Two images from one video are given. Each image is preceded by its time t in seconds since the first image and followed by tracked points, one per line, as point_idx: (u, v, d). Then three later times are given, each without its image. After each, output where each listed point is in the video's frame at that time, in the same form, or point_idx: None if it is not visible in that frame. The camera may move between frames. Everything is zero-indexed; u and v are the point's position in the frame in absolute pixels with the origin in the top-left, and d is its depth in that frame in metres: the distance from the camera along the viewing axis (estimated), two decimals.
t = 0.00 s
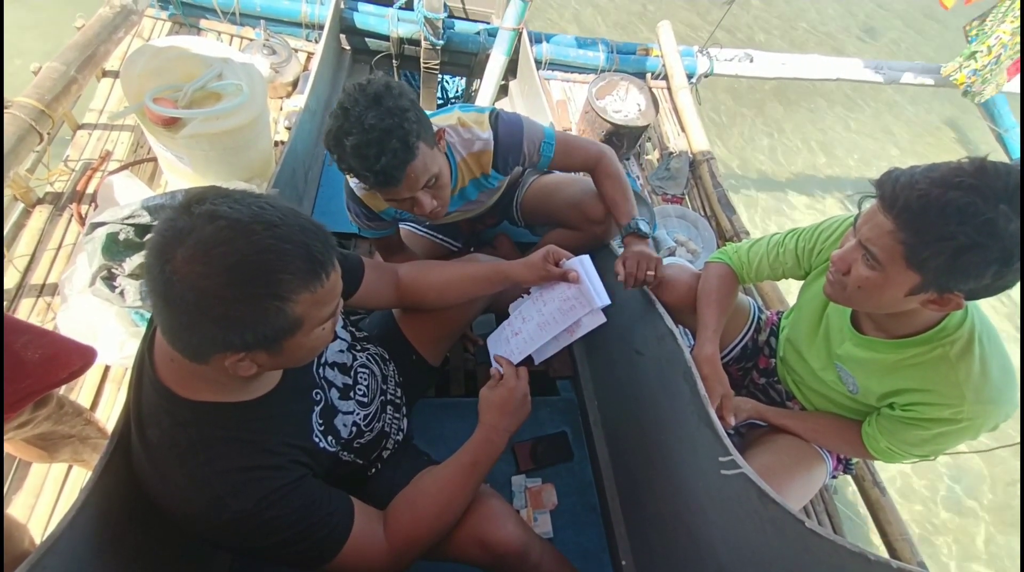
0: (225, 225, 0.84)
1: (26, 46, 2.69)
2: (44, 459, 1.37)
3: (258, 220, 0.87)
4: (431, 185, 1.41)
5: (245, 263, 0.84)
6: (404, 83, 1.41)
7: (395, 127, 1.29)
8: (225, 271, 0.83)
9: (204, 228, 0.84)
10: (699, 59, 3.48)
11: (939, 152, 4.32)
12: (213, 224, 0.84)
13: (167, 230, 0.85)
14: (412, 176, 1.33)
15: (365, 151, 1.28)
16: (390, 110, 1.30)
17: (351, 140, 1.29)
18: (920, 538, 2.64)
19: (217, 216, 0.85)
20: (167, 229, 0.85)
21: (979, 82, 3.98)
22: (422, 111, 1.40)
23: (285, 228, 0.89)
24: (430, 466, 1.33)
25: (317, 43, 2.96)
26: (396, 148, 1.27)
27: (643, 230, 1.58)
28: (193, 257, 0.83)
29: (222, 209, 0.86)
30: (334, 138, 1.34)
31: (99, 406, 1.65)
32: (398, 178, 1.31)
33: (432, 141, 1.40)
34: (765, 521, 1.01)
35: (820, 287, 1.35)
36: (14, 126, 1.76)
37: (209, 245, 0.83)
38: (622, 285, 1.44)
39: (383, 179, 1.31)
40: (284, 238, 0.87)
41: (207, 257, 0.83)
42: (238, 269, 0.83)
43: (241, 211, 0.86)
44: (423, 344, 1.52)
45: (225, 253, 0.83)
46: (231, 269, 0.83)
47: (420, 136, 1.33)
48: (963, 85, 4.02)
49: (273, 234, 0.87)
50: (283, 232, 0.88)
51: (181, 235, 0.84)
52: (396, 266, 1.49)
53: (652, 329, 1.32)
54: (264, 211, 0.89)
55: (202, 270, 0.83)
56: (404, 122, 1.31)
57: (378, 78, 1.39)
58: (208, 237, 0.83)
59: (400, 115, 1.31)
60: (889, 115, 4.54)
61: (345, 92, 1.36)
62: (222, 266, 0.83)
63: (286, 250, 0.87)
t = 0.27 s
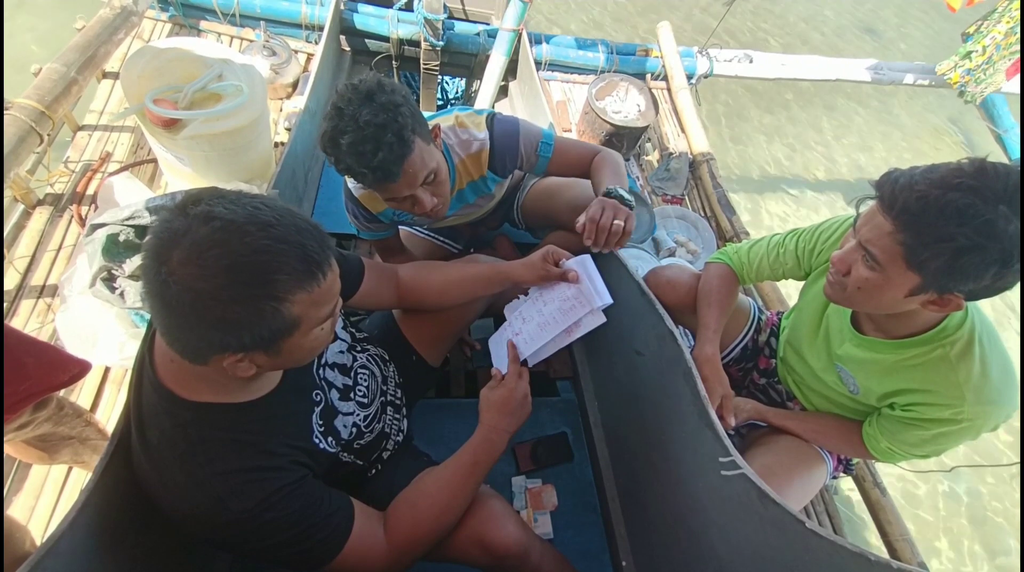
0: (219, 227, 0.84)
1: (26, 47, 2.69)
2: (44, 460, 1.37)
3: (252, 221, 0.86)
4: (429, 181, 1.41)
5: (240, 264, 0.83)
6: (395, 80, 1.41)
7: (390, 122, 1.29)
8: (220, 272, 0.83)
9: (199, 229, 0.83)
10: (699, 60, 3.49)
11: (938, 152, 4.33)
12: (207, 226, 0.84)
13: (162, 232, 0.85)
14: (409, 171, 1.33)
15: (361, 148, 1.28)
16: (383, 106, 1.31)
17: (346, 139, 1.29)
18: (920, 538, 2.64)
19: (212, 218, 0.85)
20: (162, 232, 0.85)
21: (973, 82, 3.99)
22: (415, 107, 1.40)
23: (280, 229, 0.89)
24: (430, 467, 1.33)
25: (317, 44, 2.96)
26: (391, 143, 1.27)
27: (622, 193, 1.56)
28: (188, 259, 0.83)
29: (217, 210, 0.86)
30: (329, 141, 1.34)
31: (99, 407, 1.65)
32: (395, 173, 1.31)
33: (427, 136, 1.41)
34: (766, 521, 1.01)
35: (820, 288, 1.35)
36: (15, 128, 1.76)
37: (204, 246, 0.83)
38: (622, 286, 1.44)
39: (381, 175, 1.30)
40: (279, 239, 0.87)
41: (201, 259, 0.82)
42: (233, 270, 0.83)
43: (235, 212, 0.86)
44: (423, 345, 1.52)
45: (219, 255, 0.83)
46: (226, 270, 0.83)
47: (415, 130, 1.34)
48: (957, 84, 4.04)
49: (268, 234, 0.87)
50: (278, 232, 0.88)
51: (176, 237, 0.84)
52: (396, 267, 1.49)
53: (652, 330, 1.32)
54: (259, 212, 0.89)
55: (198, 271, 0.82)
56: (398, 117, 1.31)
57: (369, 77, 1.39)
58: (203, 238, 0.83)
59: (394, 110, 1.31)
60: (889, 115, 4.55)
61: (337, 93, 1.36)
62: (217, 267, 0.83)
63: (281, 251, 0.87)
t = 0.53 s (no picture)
0: (216, 226, 0.84)
1: (26, 47, 2.69)
2: (44, 460, 1.37)
3: (249, 220, 0.86)
4: (426, 184, 1.41)
5: (236, 263, 0.83)
6: (391, 82, 1.40)
7: (384, 127, 1.28)
8: (217, 271, 0.83)
9: (195, 228, 0.83)
10: (698, 60, 3.49)
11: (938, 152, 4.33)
12: (204, 225, 0.84)
13: (160, 232, 0.85)
14: (405, 174, 1.33)
15: (356, 152, 1.28)
16: (378, 110, 1.30)
17: (342, 143, 1.30)
18: (920, 537, 2.65)
19: (208, 217, 0.85)
20: (160, 232, 0.85)
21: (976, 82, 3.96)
22: (411, 109, 1.40)
23: (277, 227, 0.88)
24: (430, 467, 1.33)
25: (317, 44, 2.96)
26: (386, 147, 1.27)
27: (546, 229, 1.41)
28: (184, 259, 0.82)
29: (213, 210, 0.86)
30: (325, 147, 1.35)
31: (99, 407, 1.65)
32: (391, 177, 1.31)
33: (424, 138, 1.40)
34: (766, 521, 1.01)
35: (820, 287, 1.35)
36: (14, 128, 1.76)
37: (200, 245, 0.82)
38: (623, 286, 1.44)
39: (377, 180, 1.31)
40: (276, 237, 0.87)
41: (198, 258, 0.82)
42: (229, 269, 0.83)
43: (231, 211, 0.86)
44: (423, 345, 1.52)
45: (216, 254, 0.82)
46: (223, 270, 0.83)
47: (410, 133, 1.33)
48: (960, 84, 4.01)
49: (265, 233, 0.86)
50: (275, 231, 0.87)
51: (173, 237, 0.84)
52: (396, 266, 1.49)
53: (652, 330, 1.32)
54: (256, 211, 0.88)
55: (194, 271, 0.82)
56: (393, 121, 1.30)
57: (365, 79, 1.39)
58: (200, 238, 0.83)
59: (389, 114, 1.30)
60: (888, 115, 4.54)
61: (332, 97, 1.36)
62: (214, 267, 0.82)
63: (278, 249, 0.86)
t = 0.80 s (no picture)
0: (216, 226, 0.84)
1: (25, 46, 2.69)
2: (44, 460, 1.37)
3: (249, 220, 0.86)
4: (419, 192, 1.40)
5: (236, 263, 0.83)
6: (386, 89, 1.38)
7: (373, 139, 1.27)
8: (217, 272, 0.83)
9: (196, 228, 0.83)
10: (699, 59, 3.49)
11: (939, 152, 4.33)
12: (204, 225, 0.84)
13: (160, 231, 0.85)
14: (397, 185, 1.32)
15: (348, 163, 1.28)
16: (368, 121, 1.28)
17: (334, 154, 1.29)
18: (920, 537, 2.65)
19: (209, 217, 0.84)
20: (160, 232, 0.85)
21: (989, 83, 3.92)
22: (402, 114, 1.37)
23: (278, 228, 0.88)
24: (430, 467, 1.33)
25: (317, 43, 2.96)
26: (377, 159, 1.26)
27: (501, 252, 1.42)
28: (184, 259, 0.82)
29: (214, 210, 0.86)
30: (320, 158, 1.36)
31: (99, 407, 1.65)
32: (383, 187, 1.31)
33: (418, 146, 1.38)
34: (766, 521, 1.01)
35: (820, 288, 1.35)
36: (14, 128, 1.76)
37: (201, 245, 0.82)
38: (624, 286, 1.44)
39: (368, 192, 1.32)
40: (276, 238, 0.87)
41: (198, 258, 0.82)
42: (229, 269, 0.83)
43: (231, 211, 0.86)
44: (423, 345, 1.53)
45: (216, 254, 0.82)
46: (223, 270, 0.83)
47: (402, 142, 1.31)
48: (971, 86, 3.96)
49: (265, 233, 0.86)
50: (275, 231, 0.87)
51: (173, 237, 0.84)
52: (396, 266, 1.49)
53: (652, 330, 1.32)
54: (256, 211, 0.88)
55: (195, 271, 0.82)
56: (384, 131, 1.28)
57: (358, 86, 1.37)
58: (200, 238, 0.83)
59: (381, 124, 1.29)
60: (889, 114, 4.54)
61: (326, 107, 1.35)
62: (214, 267, 0.82)
63: (279, 250, 0.86)
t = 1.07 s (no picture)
0: (216, 226, 0.83)
1: (25, 46, 2.69)
2: (44, 460, 1.37)
3: (249, 221, 0.86)
4: (415, 198, 1.39)
5: (236, 264, 0.83)
6: (376, 99, 1.38)
7: (363, 149, 1.27)
8: (216, 272, 0.82)
9: (195, 229, 0.83)
10: (698, 59, 3.49)
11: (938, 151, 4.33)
12: (204, 225, 0.83)
13: (160, 232, 0.85)
14: (390, 193, 1.31)
15: (341, 174, 1.29)
16: (358, 131, 1.28)
17: (326, 165, 1.30)
18: (920, 536, 2.65)
19: (208, 217, 0.84)
20: (160, 232, 0.85)
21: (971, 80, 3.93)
22: (393, 121, 1.37)
23: (277, 228, 0.88)
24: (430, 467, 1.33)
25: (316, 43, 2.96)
26: (367, 168, 1.26)
27: (510, 244, 1.42)
28: (184, 260, 0.82)
29: (213, 210, 0.86)
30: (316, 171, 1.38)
31: (99, 407, 1.65)
32: (376, 197, 1.31)
33: (411, 152, 1.36)
34: (766, 520, 1.01)
35: (820, 287, 1.35)
36: (13, 128, 1.76)
37: (200, 246, 0.82)
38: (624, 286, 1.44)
39: (362, 202, 1.32)
40: (276, 238, 0.87)
41: (198, 259, 0.82)
42: (229, 270, 0.83)
43: (231, 212, 0.85)
44: (423, 345, 1.53)
45: (215, 255, 0.82)
46: (222, 271, 0.83)
47: (393, 150, 1.30)
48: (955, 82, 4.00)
49: (265, 234, 0.86)
50: (275, 232, 0.87)
51: (173, 237, 0.84)
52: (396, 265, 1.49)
53: (652, 329, 1.32)
54: (256, 211, 0.88)
55: (194, 271, 0.82)
56: (374, 141, 1.28)
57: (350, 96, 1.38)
58: (200, 238, 0.83)
59: (370, 134, 1.28)
60: (888, 114, 4.54)
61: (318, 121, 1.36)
62: (214, 267, 0.82)
63: (278, 250, 0.86)
